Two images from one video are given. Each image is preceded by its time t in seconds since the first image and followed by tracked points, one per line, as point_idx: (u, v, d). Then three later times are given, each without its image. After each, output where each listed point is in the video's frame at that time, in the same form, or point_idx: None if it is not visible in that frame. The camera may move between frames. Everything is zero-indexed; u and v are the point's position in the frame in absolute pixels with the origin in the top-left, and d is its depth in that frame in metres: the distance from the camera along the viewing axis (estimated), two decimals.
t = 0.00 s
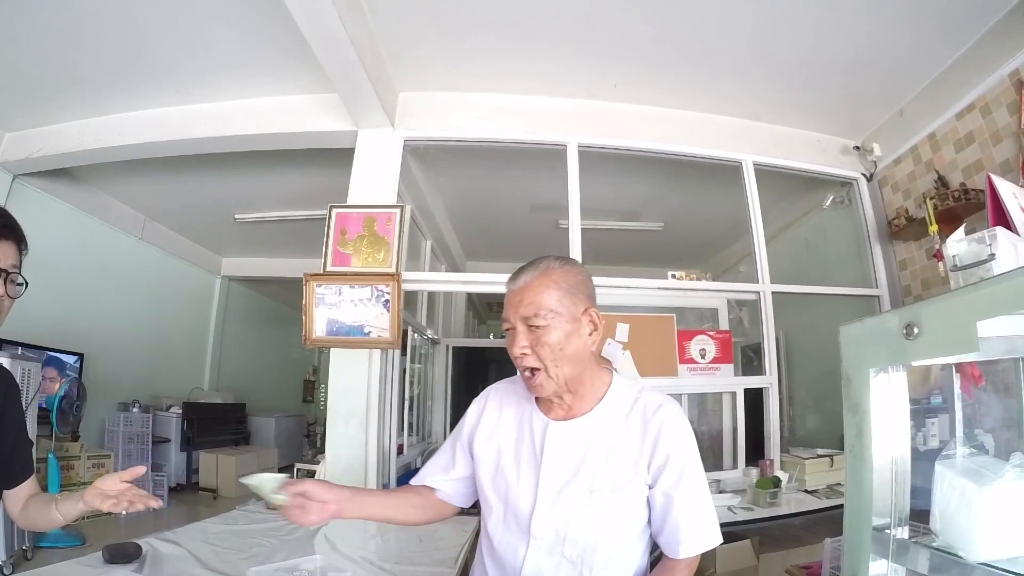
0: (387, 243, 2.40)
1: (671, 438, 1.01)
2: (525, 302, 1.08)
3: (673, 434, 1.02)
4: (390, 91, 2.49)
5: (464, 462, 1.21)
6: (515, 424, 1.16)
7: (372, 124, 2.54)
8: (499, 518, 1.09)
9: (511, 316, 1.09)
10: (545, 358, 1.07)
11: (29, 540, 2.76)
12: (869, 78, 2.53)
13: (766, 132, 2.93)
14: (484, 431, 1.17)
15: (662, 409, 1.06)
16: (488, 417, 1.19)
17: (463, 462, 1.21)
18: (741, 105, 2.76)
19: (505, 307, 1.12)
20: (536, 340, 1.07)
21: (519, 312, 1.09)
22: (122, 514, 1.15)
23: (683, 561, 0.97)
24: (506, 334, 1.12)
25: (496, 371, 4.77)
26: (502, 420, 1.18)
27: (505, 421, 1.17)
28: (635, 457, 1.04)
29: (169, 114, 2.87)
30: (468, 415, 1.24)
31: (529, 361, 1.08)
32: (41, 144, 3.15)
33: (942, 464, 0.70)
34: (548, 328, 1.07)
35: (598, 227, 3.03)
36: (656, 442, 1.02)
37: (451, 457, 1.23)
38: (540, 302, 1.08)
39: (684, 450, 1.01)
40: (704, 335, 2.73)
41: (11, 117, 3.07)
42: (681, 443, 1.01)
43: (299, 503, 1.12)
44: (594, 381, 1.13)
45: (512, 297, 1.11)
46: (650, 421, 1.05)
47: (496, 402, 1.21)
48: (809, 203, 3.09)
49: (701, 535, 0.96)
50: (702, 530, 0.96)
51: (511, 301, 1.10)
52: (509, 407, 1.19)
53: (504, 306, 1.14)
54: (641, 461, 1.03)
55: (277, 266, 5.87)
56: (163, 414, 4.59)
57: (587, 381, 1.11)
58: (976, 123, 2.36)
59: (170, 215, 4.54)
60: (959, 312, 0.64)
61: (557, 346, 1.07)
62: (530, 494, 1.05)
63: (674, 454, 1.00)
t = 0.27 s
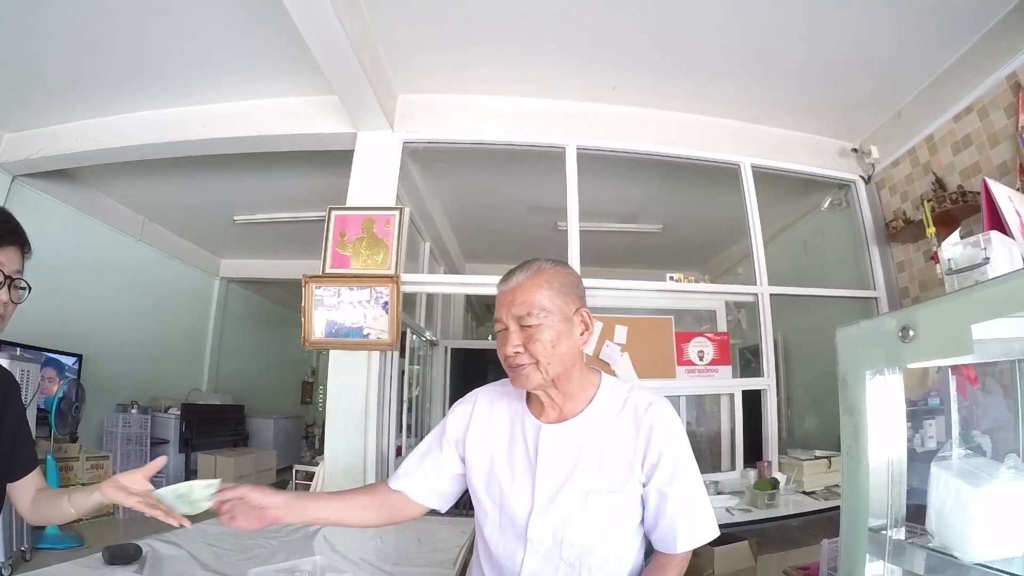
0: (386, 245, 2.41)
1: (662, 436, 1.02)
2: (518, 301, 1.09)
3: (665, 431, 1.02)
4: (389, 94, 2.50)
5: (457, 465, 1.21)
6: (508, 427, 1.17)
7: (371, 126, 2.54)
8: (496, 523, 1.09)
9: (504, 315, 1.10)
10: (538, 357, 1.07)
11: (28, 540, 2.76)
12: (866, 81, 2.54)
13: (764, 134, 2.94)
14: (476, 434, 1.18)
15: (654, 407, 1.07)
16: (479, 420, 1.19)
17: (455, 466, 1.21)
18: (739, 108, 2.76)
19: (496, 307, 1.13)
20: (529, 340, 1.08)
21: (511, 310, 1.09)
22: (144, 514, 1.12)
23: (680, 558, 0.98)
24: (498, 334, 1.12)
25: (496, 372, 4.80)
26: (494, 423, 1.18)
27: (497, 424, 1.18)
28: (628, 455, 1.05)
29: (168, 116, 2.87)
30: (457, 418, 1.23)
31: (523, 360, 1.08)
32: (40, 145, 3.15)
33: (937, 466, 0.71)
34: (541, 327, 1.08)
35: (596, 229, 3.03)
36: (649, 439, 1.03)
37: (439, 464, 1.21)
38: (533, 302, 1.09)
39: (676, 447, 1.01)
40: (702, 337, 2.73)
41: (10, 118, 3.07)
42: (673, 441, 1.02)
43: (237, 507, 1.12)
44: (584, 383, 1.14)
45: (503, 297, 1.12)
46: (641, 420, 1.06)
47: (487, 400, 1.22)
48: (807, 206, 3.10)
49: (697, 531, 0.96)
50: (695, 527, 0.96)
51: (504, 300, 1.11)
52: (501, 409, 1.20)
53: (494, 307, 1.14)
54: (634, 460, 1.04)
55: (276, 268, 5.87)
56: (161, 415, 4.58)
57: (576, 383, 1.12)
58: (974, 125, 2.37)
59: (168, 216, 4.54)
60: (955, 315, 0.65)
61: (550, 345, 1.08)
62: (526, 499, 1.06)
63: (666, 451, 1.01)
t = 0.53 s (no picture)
0: (380, 248, 2.41)
1: (651, 438, 1.03)
2: (527, 300, 1.12)
3: (654, 433, 1.03)
4: (384, 97, 2.51)
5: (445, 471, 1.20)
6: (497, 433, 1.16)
7: (365, 130, 2.55)
8: (488, 530, 1.09)
9: (512, 312, 1.12)
10: (543, 356, 1.09)
11: (20, 544, 2.74)
12: (859, 85, 2.55)
13: (758, 138, 2.95)
14: (464, 440, 1.17)
15: (643, 410, 1.08)
16: (466, 426, 1.19)
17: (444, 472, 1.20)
18: (732, 112, 2.78)
19: (500, 305, 1.14)
20: (537, 338, 1.09)
21: (521, 308, 1.11)
22: (150, 527, 1.15)
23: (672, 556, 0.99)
24: (503, 331, 1.12)
25: (489, 375, 4.78)
26: (482, 428, 1.18)
27: (484, 429, 1.17)
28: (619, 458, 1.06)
29: (163, 118, 2.87)
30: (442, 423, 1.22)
31: (528, 358, 1.08)
32: (34, 146, 3.13)
33: (928, 470, 0.72)
34: (548, 327, 1.11)
35: (589, 233, 3.04)
36: (639, 441, 1.04)
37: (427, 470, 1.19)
38: (542, 302, 1.12)
39: (665, 449, 1.02)
40: (695, 340, 2.75)
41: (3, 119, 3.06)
42: (662, 442, 1.03)
43: (207, 516, 1.15)
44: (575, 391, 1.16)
45: (508, 295, 1.13)
46: (630, 423, 1.07)
47: (475, 404, 1.22)
48: (798, 210, 3.14)
49: (692, 523, 0.98)
50: (689, 524, 0.98)
51: (512, 299, 1.13)
52: (488, 414, 1.20)
53: (495, 305, 1.15)
54: (625, 462, 1.05)
55: (270, 270, 5.86)
56: (154, 417, 4.56)
57: (569, 387, 1.13)
58: (966, 129, 2.39)
59: (163, 218, 4.53)
60: (946, 321, 0.65)
61: (555, 345, 1.10)
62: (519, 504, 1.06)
63: (656, 454, 1.02)
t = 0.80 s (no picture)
0: (380, 250, 2.41)
1: (653, 443, 1.03)
2: (540, 302, 1.12)
3: (655, 437, 1.04)
4: (384, 100, 2.51)
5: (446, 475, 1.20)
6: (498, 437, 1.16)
7: (365, 132, 2.55)
8: (489, 533, 1.09)
9: (525, 314, 1.12)
10: (553, 359, 1.09)
11: (20, 545, 2.74)
12: (858, 88, 2.56)
13: (757, 141, 2.96)
14: (465, 444, 1.17)
15: (645, 414, 1.08)
16: (468, 430, 1.19)
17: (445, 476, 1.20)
18: (731, 114, 2.79)
19: (512, 306, 1.14)
20: (548, 341, 1.10)
21: (534, 311, 1.12)
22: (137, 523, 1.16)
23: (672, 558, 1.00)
24: (514, 332, 1.12)
25: (488, 377, 4.76)
26: (483, 432, 1.18)
27: (486, 434, 1.17)
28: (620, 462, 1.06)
29: (164, 120, 2.87)
30: (444, 427, 1.22)
31: (538, 360, 1.08)
32: (35, 148, 3.13)
33: (925, 471, 0.72)
34: (559, 331, 1.12)
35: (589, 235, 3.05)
36: (640, 446, 1.04)
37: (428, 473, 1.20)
38: (555, 305, 1.13)
39: (666, 453, 1.03)
40: (694, 342, 2.75)
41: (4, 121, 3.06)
42: (664, 447, 1.03)
43: (212, 517, 1.15)
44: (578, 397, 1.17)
45: (522, 296, 1.14)
46: (632, 428, 1.07)
47: (477, 408, 1.22)
48: (797, 212, 3.15)
49: (691, 530, 0.99)
50: (689, 527, 0.99)
51: (525, 301, 1.13)
52: (490, 418, 1.20)
53: (507, 305, 1.15)
54: (626, 466, 1.05)
55: (269, 272, 5.87)
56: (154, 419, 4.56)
57: (574, 394, 1.14)
58: (964, 131, 2.39)
59: (163, 220, 4.54)
60: (942, 325, 0.66)
61: (564, 349, 1.11)
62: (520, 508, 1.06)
63: (657, 458, 1.02)
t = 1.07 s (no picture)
0: (382, 251, 2.41)
1: (664, 444, 1.04)
2: (562, 303, 1.13)
3: (666, 439, 1.04)
4: (386, 101, 2.52)
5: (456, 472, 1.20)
6: (509, 435, 1.16)
7: (367, 133, 2.55)
8: (496, 528, 1.09)
9: (546, 314, 1.12)
10: (572, 360, 1.10)
11: (22, 545, 2.74)
12: (860, 89, 2.56)
13: (759, 141, 2.96)
14: (476, 442, 1.17)
15: (656, 416, 1.08)
16: (480, 428, 1.19)
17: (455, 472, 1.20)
18: (733, 115, 2.79)
19: (534, 305, 1.14)
20: (567, 342, 1.10)
21: (556, 311, 1.12)
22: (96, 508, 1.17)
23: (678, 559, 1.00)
24: (534, 331, 1.13)
25: (490, 378, 4.74)
26: (495, 430, 1.17)
27: (497, 431, 1.17)
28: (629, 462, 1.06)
29: (167, 120, 2.88)
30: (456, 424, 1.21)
31: (557, 361, 1.09)
32: (38, 148, 3.14)
33: (926, 471, 0.72)
34: (579, 333, 1.12)
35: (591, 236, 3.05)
36: (650, 447, 1.05)
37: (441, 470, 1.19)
38: (576, 307, 1.13)
39: (677, 455, 1.03)
40: (696, 343, 2.75)
41: (8, 121, 3.07)
42: (675, 449, 1.04)
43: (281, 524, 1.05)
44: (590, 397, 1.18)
45: (544, 296, 1.14)
46: (643, 428, 1.07)
47: (489, 407, 1.22)
48: (798, 213, 3.18)
49: (699, 532, 0.99)
50: (698, 531, 0.99)
51: (547, 301, 1.13)
52: (502, 416, 1.19)
53: (528, 305, 1.15)
54: (635, 466, 1.05)
55: (271, 273, 5.87)
56: (156, 419, 4.57)
57: (587, 394, 1.15)
58: (966, 132, 2.40)
59: (165, 220, 4.54)
60: (942, 325, 0.66)
61: (583, 351, 1.12)
62: (527, 504, 1.07)
63: (668, 459, 1.02)
